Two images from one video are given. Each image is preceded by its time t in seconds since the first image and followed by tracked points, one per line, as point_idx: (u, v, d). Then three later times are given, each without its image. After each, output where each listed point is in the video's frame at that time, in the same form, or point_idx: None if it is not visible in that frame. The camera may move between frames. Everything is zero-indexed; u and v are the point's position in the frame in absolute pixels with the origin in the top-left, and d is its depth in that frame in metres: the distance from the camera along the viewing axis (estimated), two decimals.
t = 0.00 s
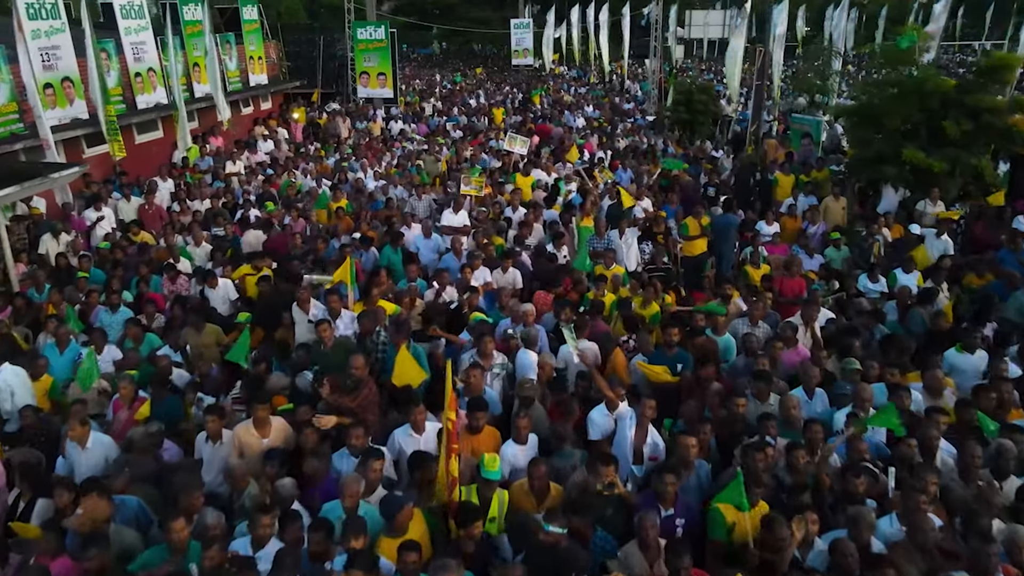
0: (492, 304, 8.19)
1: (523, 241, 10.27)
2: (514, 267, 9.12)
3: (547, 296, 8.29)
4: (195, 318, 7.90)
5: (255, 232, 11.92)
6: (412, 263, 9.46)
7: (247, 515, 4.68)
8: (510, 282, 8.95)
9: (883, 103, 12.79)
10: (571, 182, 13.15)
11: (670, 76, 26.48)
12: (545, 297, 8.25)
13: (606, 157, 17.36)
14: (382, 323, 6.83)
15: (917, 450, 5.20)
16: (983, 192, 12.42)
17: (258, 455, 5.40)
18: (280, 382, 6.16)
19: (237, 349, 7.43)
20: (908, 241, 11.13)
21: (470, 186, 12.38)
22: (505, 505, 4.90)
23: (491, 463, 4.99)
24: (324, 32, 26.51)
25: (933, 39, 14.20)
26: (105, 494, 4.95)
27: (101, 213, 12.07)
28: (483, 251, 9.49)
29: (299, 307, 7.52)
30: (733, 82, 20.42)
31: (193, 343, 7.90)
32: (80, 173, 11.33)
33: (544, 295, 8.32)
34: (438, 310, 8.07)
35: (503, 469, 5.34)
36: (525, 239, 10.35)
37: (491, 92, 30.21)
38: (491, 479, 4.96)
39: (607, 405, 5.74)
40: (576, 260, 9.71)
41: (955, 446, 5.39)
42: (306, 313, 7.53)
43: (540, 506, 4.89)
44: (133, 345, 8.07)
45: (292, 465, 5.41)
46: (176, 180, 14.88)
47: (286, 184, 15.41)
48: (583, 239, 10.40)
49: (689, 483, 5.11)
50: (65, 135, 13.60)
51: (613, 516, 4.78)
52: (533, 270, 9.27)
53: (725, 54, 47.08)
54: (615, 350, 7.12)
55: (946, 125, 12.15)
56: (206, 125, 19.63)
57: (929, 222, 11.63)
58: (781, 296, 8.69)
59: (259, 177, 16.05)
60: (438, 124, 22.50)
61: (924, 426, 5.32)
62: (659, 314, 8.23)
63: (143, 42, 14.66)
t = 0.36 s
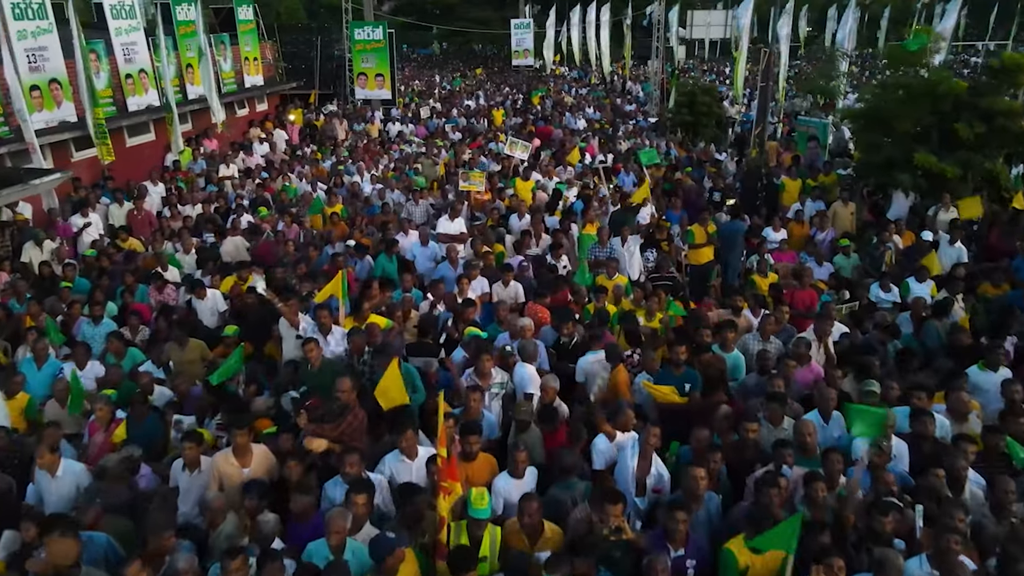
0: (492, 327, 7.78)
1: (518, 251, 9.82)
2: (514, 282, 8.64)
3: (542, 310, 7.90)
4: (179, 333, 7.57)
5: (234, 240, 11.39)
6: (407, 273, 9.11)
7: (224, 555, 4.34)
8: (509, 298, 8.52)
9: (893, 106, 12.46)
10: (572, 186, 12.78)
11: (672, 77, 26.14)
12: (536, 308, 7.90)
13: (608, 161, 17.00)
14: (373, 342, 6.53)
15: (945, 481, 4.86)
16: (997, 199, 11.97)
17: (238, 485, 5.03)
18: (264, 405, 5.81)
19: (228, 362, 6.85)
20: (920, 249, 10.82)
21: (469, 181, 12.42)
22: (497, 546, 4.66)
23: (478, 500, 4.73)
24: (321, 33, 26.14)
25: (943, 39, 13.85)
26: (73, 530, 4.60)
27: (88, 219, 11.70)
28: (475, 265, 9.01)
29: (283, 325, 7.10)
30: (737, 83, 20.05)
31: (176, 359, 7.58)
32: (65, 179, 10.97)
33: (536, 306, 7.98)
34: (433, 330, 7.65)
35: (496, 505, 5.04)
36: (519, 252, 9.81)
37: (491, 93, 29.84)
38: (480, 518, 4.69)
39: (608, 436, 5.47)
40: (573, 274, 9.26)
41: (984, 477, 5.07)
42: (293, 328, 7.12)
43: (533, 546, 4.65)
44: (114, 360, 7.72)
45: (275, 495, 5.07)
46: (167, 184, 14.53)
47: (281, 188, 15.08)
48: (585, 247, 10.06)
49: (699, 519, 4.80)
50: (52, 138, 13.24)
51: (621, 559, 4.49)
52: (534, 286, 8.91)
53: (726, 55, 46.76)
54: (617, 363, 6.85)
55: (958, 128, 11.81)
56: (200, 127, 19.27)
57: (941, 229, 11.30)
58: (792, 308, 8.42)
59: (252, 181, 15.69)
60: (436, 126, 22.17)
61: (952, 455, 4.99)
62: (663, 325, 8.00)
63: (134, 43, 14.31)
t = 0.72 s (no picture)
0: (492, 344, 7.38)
1: (516, 261, 9.50)
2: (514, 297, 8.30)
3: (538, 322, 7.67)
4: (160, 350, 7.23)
5: (219, 250, 10.96)
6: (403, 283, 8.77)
7: None
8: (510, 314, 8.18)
9: (906, 108, 12.06)
10: (574, 191, 12.41)
11: (675, 78, 25.76)
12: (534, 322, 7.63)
13: (610, 164, 16.62)
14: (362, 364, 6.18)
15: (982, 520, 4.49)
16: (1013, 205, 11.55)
17: (215, 525, 4.65)
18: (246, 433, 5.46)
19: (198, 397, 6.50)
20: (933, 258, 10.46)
21: (478, 182, 12.29)
22: None
23: (472, 543, 4.34)
24: (318, 33, 25.75)
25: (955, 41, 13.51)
26: None
27: (73, 226, 11.32)
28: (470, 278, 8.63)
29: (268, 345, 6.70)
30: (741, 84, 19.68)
31: (158, 378, 7.24)
32: (48, 185, 10.59)
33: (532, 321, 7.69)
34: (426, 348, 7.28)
35: (497, 552, 4.69)
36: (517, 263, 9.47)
37: (490, 94, 29.46)
38: (472, 562, 4.34)
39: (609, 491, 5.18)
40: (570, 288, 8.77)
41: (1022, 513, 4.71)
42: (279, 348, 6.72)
43: None
44: (92, 378, 7.35)
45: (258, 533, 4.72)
46: (158, 189, 14.15)
47: (275, 193, 14.73)
48: (588, 256, 9.74)
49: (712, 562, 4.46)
50: (38, 142, 12.85)
51: None
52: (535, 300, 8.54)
53: (728, 56, 46.40)
54: (623, 380, 6.45)
55: (975, 133, 11.43)
56: (193, 129, 18.90)
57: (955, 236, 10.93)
58: (804, 324, 8.05)
59: (246, 185, 15.34)
60: (435, 128, 21.80)
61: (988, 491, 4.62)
62: (669, 342, 7.65)
63: (124, 44, 13.95)
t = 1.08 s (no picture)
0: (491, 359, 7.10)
1: (516, 270, 9.19)
2: (514, 309, 7.94)
3: (535, 337, 7.34)
4: (145, 367, 6.97)
5: (212, 257, 10.63)
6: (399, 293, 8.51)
7: None
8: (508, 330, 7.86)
9: (918, 110, 11.72)
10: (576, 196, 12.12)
11: (678, 78, 25.45)
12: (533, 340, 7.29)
13: (612, 167, 16.34)
14: (356, 386, 5.92)
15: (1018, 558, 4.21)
16: None
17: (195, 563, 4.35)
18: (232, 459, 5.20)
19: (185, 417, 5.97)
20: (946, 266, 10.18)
21: (475, 186, 12.07)
22: None
23: None
24: (316, 33, 25.44)
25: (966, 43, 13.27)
26: None
27: (61, 232, 11.03)
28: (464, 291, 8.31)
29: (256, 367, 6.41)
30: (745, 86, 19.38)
31: (141, 396, 6.97)
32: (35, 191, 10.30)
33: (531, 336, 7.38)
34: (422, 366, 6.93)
35: None
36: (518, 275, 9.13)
37: (490, 95, 29.19)
38: None
39: (624, 498, 4.98)
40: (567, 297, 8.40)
41: None
42: (267, 368, 6.42)
43: None
44: (74, 393, 7.06)
45: (242, 568, 4.43)
46: (150, 193, 13.86)
47: (271, 197, 14.44)
48: (591, 264, 9.45)
49: None
50: (27, 145, 12.56)
51: None
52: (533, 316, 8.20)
53: (730, 56, 46.17)
54: (629, 398, 6.18)
55: (989, 137, 11.17)
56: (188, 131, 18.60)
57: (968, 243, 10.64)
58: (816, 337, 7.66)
59: (241, 189, 15.07)
60: (434, 130, 21.50)
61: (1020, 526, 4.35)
62: (672, 356, 7.33)
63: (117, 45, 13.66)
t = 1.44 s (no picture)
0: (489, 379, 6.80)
1: (511, 281, 8.70)
2: (505, 323, 7.64)
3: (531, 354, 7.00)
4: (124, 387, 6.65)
5: (201, 266, 10.26)
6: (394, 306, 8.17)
7: None
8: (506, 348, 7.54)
9: (930, 114, 11.37)
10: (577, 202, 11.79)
11: (680, 80, 25.09)
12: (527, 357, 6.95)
13: (614, 172, 15.99)
14: (343, 414, 5.59)
15: None
16: None
17: None
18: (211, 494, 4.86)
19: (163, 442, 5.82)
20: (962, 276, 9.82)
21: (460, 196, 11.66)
22: None
23: None
24: (313, 34, 25.08)
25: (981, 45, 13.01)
26: None
27: (46, 240, 10.70)
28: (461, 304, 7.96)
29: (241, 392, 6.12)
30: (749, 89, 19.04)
31: (120, 418, 6.70)
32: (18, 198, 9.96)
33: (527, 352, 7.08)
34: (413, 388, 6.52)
35: None
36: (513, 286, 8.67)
37: (490, 96, 28.84)
38: None
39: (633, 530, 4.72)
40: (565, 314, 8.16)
41: None
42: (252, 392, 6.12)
43: None
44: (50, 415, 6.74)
45: None
46: (140, 198, 13.52)
47: (264, 202, 14.10)
48: (594, 276, 9.11)
49: None
50: (13, 150, 12.21)
51: None
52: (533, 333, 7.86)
53: (732, 57, 45.87)
54: (632, 427, 5.87)
55: (1006, 140, 10.89)
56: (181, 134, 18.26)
57: (984, 252, 10.30)
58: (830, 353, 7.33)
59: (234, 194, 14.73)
60: (433, 132, 21.15)
61: None
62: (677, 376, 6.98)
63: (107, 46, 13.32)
